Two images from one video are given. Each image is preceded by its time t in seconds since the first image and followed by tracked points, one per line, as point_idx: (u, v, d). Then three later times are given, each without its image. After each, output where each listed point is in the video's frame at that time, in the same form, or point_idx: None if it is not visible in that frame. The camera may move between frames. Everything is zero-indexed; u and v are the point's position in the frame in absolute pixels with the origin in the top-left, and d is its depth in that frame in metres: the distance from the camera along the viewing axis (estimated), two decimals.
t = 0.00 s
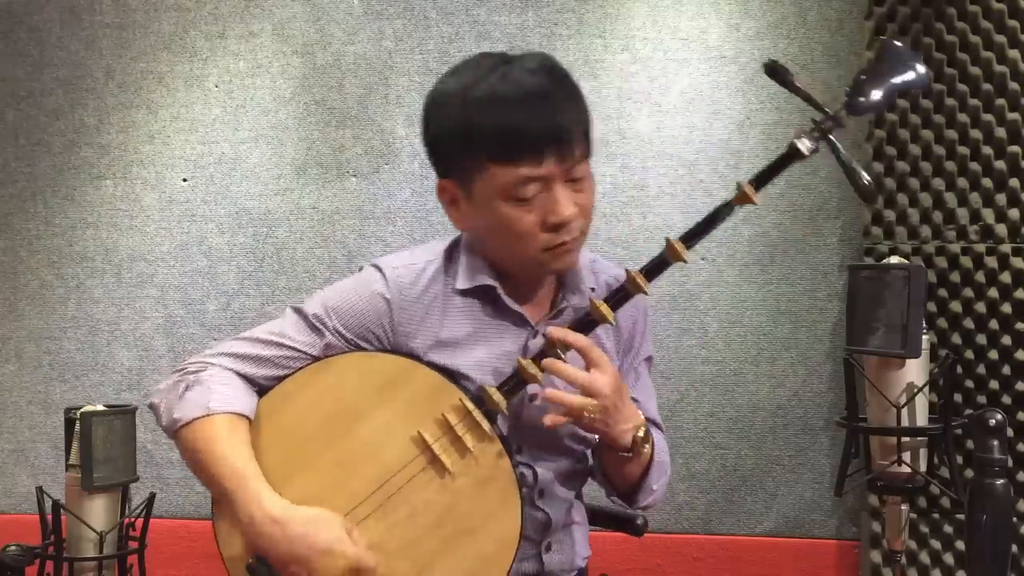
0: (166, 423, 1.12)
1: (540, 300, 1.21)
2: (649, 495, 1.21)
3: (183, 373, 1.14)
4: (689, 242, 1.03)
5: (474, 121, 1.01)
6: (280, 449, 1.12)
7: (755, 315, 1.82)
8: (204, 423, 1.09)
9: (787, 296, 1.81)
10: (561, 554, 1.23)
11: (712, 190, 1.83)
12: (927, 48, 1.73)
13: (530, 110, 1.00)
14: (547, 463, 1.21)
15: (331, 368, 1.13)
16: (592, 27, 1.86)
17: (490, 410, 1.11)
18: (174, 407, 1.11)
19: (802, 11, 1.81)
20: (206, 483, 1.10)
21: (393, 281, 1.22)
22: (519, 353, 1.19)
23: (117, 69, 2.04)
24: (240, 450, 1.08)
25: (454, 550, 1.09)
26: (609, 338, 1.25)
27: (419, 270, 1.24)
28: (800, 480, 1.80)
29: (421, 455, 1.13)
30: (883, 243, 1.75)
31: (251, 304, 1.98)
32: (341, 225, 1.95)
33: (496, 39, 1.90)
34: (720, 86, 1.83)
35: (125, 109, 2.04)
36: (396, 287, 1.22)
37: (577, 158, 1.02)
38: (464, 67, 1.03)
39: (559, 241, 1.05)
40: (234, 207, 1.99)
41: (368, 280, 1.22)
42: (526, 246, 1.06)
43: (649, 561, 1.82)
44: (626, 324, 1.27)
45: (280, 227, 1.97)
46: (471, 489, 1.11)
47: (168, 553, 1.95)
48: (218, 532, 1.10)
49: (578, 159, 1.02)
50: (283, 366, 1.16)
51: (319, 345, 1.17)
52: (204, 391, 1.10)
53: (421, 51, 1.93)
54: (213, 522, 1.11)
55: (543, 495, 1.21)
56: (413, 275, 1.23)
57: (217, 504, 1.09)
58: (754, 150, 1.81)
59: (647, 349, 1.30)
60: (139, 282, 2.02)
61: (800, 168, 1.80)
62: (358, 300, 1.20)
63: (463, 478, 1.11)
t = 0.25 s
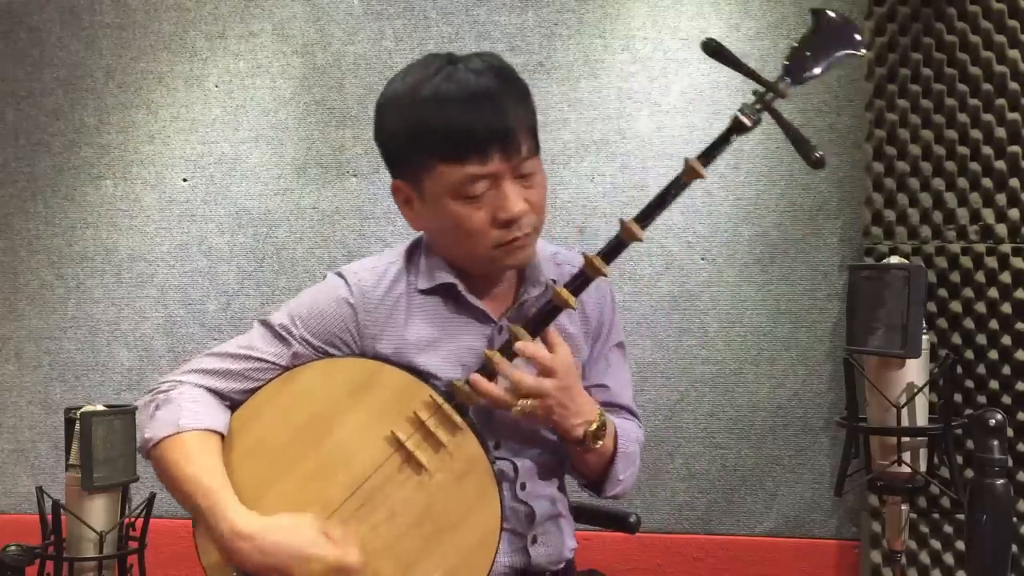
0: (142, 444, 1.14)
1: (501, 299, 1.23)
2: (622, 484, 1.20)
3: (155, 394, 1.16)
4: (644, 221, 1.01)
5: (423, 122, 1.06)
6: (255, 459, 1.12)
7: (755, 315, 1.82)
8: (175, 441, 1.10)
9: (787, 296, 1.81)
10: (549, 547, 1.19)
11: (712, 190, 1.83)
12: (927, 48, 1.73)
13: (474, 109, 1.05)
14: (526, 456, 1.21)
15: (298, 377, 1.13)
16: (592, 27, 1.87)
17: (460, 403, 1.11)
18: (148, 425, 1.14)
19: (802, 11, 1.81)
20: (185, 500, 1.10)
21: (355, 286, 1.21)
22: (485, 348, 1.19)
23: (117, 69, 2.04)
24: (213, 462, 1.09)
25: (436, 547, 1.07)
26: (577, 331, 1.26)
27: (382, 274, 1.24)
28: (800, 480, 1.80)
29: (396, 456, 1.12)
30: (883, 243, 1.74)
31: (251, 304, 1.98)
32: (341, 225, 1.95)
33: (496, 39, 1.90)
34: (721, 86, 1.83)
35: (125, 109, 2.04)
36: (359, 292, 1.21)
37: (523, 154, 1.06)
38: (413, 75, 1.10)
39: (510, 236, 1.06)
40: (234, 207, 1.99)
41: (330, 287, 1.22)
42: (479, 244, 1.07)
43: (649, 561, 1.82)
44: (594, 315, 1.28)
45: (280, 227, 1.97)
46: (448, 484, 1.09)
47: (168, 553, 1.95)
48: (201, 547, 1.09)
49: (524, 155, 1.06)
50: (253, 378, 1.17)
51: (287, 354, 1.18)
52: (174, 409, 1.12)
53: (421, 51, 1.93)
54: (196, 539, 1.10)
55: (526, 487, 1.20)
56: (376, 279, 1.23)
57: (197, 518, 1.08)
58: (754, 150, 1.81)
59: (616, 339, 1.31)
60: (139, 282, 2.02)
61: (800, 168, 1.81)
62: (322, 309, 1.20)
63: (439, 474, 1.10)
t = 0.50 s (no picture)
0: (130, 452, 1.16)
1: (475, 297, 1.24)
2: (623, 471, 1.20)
3: (140, 405, 1.18)
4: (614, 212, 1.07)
5: (382, 120, 1.08)
6: (240, 463, 1.11)
7: (755, 315, 1.82)
8: (159, 449, 1.11)
9: (787, 296, 1.81)
10: (540, 543, 1.20)
11: (712, 190, 1.83)
12: (927, 48, 1.73)
13: (432, 108, 1.06)
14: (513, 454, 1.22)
15: (280, 382, 1.13)
16: (592, 27, 1.87)
17: (441, 403, 1.09)
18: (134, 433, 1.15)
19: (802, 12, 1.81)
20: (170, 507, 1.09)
21: (333, 292, 1.23)
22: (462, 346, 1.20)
23: (117, 69, 2.04)
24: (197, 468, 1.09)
25: (420, 546, 1.07)
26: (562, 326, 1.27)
27: (360, 278, 1.25)
28: (800, 480, 1.80)
29: (378, 456, 1.11)
30: (883, 243, 1.74)
31: (251, 304, 1.98)
32: (341, 225, 1.95)
33: (496, 39, 1.90)
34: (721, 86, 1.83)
35: (125, 109, 2.04)
36: (338, 297, 1.23)
37: (480, 154, 1.08)
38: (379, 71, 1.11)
39: (464, 235, 1.10)
40: (234, 207, 1.99)
41: (308, 293, 1.24)
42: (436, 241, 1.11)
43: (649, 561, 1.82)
44: (579, 309, 1.29)
45: (280, 227, 1.97)
46: (430, 482, 1.09)
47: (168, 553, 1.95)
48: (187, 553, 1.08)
49: (481, 155, 1.08)
50: (235, 385, 1.18)
51: (268, 360, 1.19)
52: (156, 418, 1.13)
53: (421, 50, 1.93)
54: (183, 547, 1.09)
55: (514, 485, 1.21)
56: (354, 283, 1.24)
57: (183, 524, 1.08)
58: (754, 150, 1.82)
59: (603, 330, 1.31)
60: (139, 282, 2.02)
61: (800, 168, 1.81)
62: (302, 315, 1.21)
63: (421, 473, 1.10)
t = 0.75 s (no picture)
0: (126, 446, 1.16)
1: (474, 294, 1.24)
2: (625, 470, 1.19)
3: (139, 401, 1.18)
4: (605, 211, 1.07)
5: (368, 115, 1.10)
6: (233, 460, 1.11)
7: (755, 315, 1.82)
8: (158, 440, 1.10)
9: (787, 296, 1.81)
10: (538, 543, 1.20)
11: (712, 190, 1.83)
12: (927, 48, 1.73)
13: (413, 102, 1.07)
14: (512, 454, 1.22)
15: (276, 381, 1.13)
16: (592, 27, 1.87)
17: (433, 402, 1.10)
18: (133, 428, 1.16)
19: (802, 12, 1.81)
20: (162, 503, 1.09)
21: (331, 291, 1.24)
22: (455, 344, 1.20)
23: (117, 69, 2.04)
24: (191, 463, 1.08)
25: (411, 545, 1.07)
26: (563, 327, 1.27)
27: (358, 277, 1.25)
28: (800, 480, 1.80)
29: (370, 455, 1.11)
30: (883, 243, 1.74)
31: (251, 304, 1.98)
32: (341, 225, 1.95)
33: (496, 39, 1.90)
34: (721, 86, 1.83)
35: (125, 109, 2.04)
36: (335, 296, 1.23)
37: (460, 148, 1.08)
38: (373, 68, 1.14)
39: (445, 228, 1.09)
40: (234, 207, 1.99)
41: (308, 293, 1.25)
42: (420, 235, 1.12)
43: (649, 560, 1.82)
44: (581, 310, 1.29)
45: (280, 228, 1.97)
46: (423, 481, 1.09)
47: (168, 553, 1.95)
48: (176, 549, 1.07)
49: (461, 149, 1.08)
50: (233, 383, 1.18)
51: (264, 358, 1.19)
52: (155, 412, 1.13)
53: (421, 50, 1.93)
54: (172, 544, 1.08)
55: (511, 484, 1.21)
56: (352, 282, 1.25)
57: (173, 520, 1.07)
58: (755, 150, 1.82)
59: (606, 331, 1.31)
60: (139, 282, 2.02)
61: (800, 168, 1.81)
62: (300, 313, 1.22)
63: (413, 472, 1.10)
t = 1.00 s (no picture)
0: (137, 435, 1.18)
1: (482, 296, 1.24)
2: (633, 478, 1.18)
3: (152, 393, 1.21)
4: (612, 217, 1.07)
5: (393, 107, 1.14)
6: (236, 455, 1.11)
7: (755, 315, 1.82)
8: (162, 431, 1.12)
9: (787, 296, 1.81)
10: (539, 545, 1.20)
11: (712, 190, 1.83)
12: (927, 48, 1.73)
13: (437, 95, 1.10)
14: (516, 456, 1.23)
15: (284, 378, 1.14)
16: (592, 27, 1.87)
17: (435, 403, 1.10)
18: (143, 419, 1.18)
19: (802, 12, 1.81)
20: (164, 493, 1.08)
21: (340, 289, 1.25)
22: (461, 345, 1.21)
23: (117, 69, 2.04)
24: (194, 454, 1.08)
25: (409, 543, 1.05)
26: (572, 332, 1.27)
27: (368, 277, 1.27)
28: (800, 480, 1.80)
29: (371, 453, 1.10)
30: (883, 243, 1.74)
31: (251, 304, 1.98)
32: (341, 225, 1.95)
33: (496, 39, 1.90)
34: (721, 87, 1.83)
35: (125, 109, 2.04)
36: (344, 295, 1.25)
37: (479, 142, 1.10)
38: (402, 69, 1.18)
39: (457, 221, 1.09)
40: (234, 207, 1.99)
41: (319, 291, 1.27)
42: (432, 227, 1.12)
43: (649, 560, 1.82)
44: (594, 316, 1.30)
45: (280, 227, 1.97)
46: (422, 480, 1.08)
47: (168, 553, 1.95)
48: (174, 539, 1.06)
49: (480, 143, 1.10)
50: (243, 378, 1.20)
51: (273, 355, 1.22)
52: (165, 403, 1.15)
53: (421, 50, 1.93)
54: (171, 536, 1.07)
55: (514, 486, 1.21)
56: (361, 281, 1.26)
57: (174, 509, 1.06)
58: (755, 150, 1.82)
59: (621, 339, 1.31)
60: (139, 282, 2.02)
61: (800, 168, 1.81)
62: (310, 311, 1.24)
63: (413, 471, 1.09)
